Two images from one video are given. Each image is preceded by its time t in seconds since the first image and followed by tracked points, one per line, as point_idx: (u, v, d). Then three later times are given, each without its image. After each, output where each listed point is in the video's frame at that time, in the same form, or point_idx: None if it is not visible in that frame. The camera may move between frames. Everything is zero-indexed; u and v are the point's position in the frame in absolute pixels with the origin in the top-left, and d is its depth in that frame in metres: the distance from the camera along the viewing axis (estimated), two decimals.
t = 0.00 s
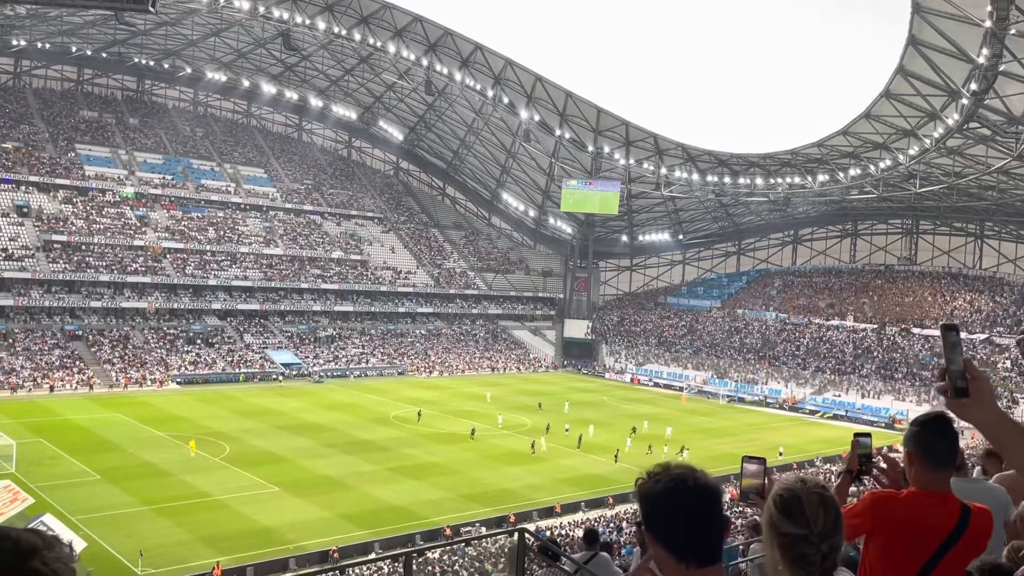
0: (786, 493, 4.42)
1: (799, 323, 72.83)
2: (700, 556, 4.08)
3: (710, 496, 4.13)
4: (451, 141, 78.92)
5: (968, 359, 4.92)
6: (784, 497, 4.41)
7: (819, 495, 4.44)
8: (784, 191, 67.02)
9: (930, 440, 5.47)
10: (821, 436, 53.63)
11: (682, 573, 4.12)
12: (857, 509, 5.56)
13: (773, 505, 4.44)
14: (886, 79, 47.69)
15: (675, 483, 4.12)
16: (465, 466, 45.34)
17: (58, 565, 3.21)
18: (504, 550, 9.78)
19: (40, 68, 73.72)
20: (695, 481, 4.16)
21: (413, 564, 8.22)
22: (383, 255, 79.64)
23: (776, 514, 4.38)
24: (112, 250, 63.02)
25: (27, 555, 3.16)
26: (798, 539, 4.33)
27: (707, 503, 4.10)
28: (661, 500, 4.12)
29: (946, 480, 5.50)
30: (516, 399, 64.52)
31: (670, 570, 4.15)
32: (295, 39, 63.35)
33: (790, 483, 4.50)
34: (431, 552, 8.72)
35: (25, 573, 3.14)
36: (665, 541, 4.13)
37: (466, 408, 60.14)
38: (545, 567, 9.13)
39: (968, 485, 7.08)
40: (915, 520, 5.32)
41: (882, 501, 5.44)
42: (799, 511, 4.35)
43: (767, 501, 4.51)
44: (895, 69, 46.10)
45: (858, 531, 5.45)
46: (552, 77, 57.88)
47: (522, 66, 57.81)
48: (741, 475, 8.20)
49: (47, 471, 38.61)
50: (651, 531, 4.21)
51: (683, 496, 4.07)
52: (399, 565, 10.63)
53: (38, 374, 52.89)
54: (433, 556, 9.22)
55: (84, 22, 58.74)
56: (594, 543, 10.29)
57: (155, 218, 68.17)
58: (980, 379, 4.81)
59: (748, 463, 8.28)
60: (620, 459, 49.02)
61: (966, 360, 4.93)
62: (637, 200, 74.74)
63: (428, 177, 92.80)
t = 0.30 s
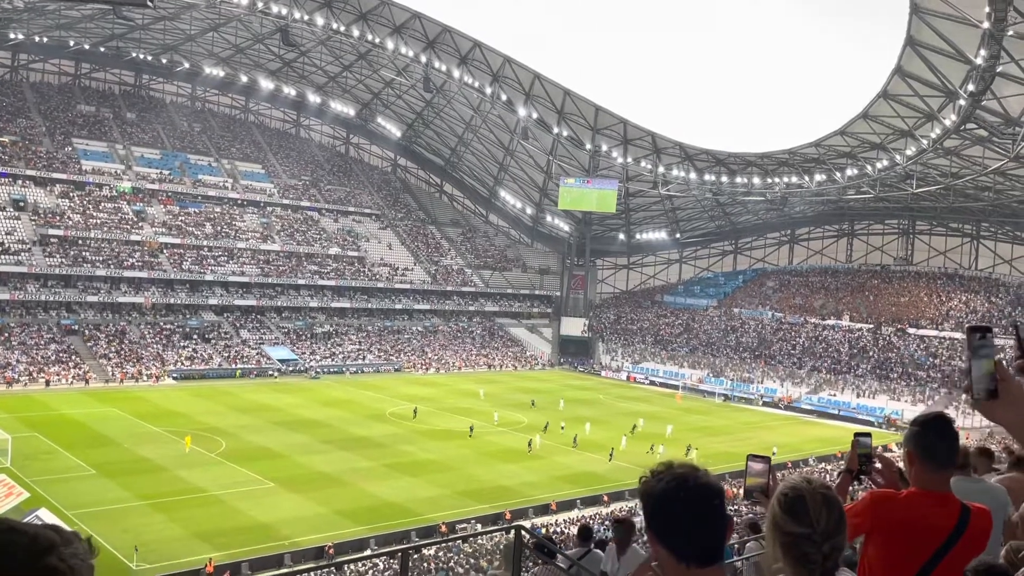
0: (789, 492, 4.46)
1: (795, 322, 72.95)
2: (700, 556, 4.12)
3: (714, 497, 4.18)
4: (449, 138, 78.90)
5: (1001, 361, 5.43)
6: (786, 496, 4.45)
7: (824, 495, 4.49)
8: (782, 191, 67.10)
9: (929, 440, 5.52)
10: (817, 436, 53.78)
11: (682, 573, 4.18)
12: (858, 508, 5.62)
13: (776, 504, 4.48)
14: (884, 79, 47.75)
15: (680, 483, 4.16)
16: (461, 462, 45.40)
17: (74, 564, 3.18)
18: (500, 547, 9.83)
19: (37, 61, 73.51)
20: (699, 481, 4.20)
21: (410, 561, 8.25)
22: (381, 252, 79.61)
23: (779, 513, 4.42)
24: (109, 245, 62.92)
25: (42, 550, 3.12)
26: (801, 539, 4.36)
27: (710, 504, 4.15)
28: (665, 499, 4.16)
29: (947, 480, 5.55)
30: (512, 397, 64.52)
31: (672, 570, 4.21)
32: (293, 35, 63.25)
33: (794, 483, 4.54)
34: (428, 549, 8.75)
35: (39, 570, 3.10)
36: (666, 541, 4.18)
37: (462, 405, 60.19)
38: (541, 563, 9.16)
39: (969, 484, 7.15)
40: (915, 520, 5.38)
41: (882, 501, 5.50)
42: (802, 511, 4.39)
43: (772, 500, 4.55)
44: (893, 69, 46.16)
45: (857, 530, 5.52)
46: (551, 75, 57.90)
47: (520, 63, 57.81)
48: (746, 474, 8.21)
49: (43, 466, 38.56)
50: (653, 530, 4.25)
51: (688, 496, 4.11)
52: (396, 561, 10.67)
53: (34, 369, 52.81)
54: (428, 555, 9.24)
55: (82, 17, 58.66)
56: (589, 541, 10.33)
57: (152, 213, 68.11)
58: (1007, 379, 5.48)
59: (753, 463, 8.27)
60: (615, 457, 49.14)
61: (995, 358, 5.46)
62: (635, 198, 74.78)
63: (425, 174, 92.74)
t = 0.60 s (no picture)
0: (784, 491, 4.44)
1: (791, 322, 73.02)
2: (689, 556, 4.14)
3: (704, 498, 4.18)
4: (446, 135, 78.87)
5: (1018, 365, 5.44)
6: (780, 495, 4.44)
7: (818, 495, 4.47)
8: (778, 191, 67.17)
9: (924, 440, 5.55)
10: (811, 434, 53.98)
11: (673, 573, 4.20)
12: (850, 507, 5.63)
13: (769, 504, 4.48)
14: (881, 79, 47.88)
15: (669, 483, 4.17)
16: (456, 459, 45.45)
17: (66, 561, 3.31)
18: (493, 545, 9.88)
19: (33, 55, 73.25)
20: (688, 480, 4.21)
21: (403, 560, 8.29)
22: (377, 248, 79.54)
23: (773, 514, 4.41)
24: (104, 239, 62.81)
25: (35, 547, 3.25)
26: (795, 539, 4.36)
27: (700, 504, 4.16)
28: (655, 498, 4.18)
29: (938, 478, 5.59)
30: (507, 394, 64.56)
31: (664, 568, 4.23)
32: (291, 30, 63.19)
33: (788, 483, 4.52)
34: (421, 546, 8.80)
35: (34, 565, 3.23)
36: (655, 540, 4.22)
37: (458, 402, 60.27)
38: (534, 560, 9.20)
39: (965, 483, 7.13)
40: (908, 519, 5.40)
41: (874, 502, 5.51)
42: (797, 512, 4.37)
43: (766, 499, 4.53)
44: (890, 70, 46.28)
45: (850, 530, 5.53)
46: (548, 72, 57.96)
47: (518, 61, 57.84)
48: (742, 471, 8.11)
49: (37, 460, 38.53)
50: (643, 529, 4.28)
51: (678, 498, 4.13)
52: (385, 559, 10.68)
53: (28, 363, 52.75)
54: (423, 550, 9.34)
55: (78, 10, 58.55)
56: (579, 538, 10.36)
57: (148, 208, 67.98)
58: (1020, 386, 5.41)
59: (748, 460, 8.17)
60: (611, 454, 49.22)
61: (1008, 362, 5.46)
62: (632, 197, 74.84)
63: (423, 171, 92.66)
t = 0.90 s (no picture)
0: (786, 490, 4.34)
1: (786, 322, 72.99)
2: (685, 557, 4.09)
3: (703, 497, 4.14)
4: (442, 132, 78.72)
5: None
6: (782, 495, 4.33)
7: (821, 496, 4.39)
8: (774, 191, 67.08)
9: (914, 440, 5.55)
10: (806, 434, 54.07)
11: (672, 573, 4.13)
12: (845, 507, 5.59)
13: (770, 503, 4.37)
14: (877, 80, 47.90)
15: (667, 480, 4.11)
16: (450, 457, 45.42)
17: (48, 562, 3.27)
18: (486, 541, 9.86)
19: (28, 49, 72.89)
20: (685, 478, 4.16)
21: (396, 556, 8.25)
22: (372, 246, 79.36)
23: (773, 514, 4.31)
24: (98, 235, 62.55)
25: (15, 546, 3.22)
26: (799, 541, 4.26)
27: (698, 503, 4.12)
28: (653, 496, 4.11)
29: (933, 479, 5.55)
30: (502, 393, 64.48)
31: (661, 569, 4.16)
32: (287, 26, 63.00)
33: (792, 482, 4.40)
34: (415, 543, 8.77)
35: (15, 565, 3.21)
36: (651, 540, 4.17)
37: (452, 400, 60.25)
38: (527, 558, 9.18)
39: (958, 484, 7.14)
40: (903, 519, 5.36)
41: (867, 501, 5.48)
42: (799, 512, 4.28)
43: (767, 499, 4.42)
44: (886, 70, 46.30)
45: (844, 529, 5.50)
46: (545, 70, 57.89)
47: (515, 58, 57.77)
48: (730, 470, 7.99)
49: (30, 455, 38.42)
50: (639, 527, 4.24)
51: (676, 496, 4.07)
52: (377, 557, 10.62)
53: (21, 358, 52.53)
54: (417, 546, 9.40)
55: (73, 4, 58.28)
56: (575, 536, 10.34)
57: (143, 203, 67.70)
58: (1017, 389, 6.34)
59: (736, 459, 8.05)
60: (605, 453, 49.23)
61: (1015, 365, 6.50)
62: (628, 196, 74.78)
63: (419, 169, 92.48)
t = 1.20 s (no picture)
0: (805, 494, 4.26)
1: (781, 322, 73.09)
2: (689, 556, 4.08)
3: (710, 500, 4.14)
4: (439, 131, 78.69)
5: None
6: (803, 498, 4.25)
7: (840, 499, 4.34)
8: (770, 191, 67.12)
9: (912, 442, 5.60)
10: (801, 435, 54.21)
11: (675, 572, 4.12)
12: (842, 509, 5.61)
13: (787, 506, 4.28)
14: (874, 81, 47.99)
15: (678, 484, 4.08)
16: (445, 456, 45.46)
17: (36, 565, 3.23)
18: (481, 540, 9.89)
19: (24, 45, 72.67)
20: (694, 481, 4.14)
21: (392, 557, 8.26)
22: (369, 244, 79.27)
23: (794, 514, 4.21)
24: (94, 232, 62.51)
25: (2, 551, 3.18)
26: (825, 543, 4.14)
27: (707, 506, 4.11)
28: (664, 499, 4.08)
29: (928, 481, 5.58)
30: (498, 392, 64.48)
31: (662, 567, 4.15)
32: (284, 23, 62.90)
33: (810, 485, 4.35)
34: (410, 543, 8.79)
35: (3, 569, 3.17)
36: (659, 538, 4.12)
37: (448, 399, 60.31)
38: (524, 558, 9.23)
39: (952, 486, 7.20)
40: (901, 520, 5.36)
41: (863, 502, 5.50)
42: (824, 517, 4.20)
43: (784, 503, 4.30)
44: (883, 72, 46.40)
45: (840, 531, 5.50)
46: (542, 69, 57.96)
47: (512, 57, 57.82)
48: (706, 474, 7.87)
49: (25, 452, 38.37)
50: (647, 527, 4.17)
51: (684, 499, 4.06)
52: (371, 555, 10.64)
53: (16, 355, 52.50)
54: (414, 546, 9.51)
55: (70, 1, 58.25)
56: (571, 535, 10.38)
57: (138, 200, 67.54)
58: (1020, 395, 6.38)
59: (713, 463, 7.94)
60: (601, 453, 49.31)
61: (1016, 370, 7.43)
62: (624, 196, 74.83)
63: (416, 167, 92.42)
